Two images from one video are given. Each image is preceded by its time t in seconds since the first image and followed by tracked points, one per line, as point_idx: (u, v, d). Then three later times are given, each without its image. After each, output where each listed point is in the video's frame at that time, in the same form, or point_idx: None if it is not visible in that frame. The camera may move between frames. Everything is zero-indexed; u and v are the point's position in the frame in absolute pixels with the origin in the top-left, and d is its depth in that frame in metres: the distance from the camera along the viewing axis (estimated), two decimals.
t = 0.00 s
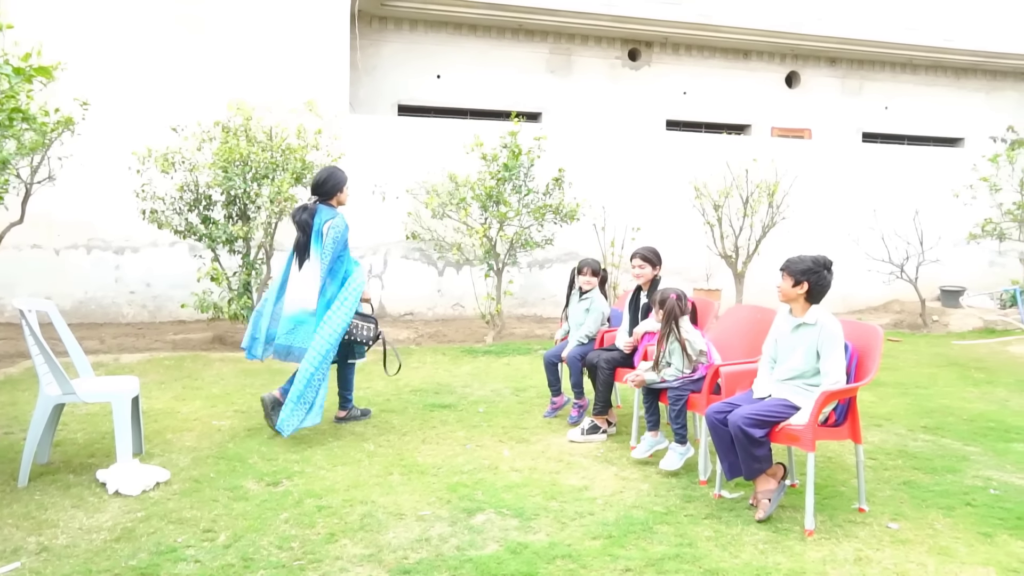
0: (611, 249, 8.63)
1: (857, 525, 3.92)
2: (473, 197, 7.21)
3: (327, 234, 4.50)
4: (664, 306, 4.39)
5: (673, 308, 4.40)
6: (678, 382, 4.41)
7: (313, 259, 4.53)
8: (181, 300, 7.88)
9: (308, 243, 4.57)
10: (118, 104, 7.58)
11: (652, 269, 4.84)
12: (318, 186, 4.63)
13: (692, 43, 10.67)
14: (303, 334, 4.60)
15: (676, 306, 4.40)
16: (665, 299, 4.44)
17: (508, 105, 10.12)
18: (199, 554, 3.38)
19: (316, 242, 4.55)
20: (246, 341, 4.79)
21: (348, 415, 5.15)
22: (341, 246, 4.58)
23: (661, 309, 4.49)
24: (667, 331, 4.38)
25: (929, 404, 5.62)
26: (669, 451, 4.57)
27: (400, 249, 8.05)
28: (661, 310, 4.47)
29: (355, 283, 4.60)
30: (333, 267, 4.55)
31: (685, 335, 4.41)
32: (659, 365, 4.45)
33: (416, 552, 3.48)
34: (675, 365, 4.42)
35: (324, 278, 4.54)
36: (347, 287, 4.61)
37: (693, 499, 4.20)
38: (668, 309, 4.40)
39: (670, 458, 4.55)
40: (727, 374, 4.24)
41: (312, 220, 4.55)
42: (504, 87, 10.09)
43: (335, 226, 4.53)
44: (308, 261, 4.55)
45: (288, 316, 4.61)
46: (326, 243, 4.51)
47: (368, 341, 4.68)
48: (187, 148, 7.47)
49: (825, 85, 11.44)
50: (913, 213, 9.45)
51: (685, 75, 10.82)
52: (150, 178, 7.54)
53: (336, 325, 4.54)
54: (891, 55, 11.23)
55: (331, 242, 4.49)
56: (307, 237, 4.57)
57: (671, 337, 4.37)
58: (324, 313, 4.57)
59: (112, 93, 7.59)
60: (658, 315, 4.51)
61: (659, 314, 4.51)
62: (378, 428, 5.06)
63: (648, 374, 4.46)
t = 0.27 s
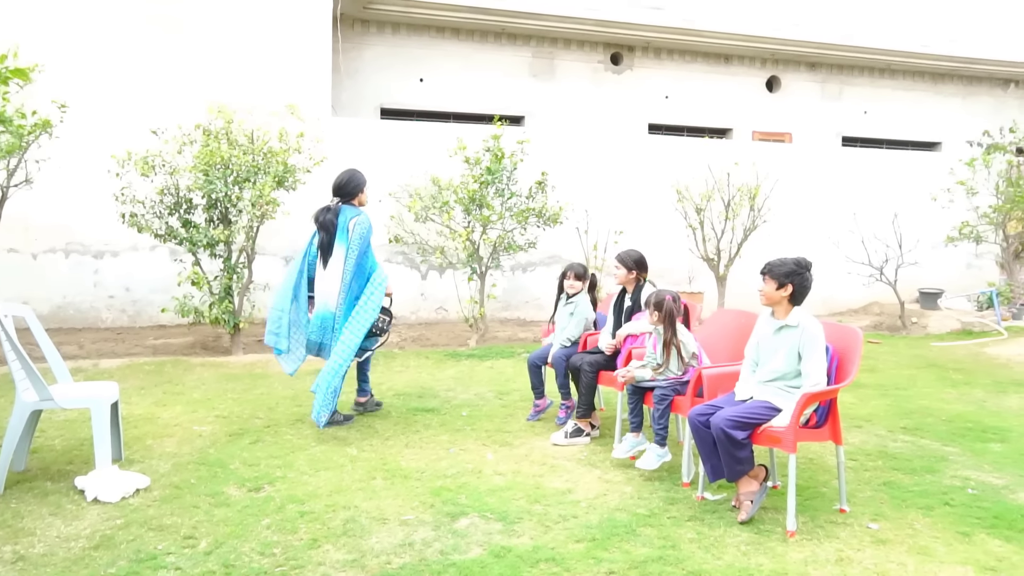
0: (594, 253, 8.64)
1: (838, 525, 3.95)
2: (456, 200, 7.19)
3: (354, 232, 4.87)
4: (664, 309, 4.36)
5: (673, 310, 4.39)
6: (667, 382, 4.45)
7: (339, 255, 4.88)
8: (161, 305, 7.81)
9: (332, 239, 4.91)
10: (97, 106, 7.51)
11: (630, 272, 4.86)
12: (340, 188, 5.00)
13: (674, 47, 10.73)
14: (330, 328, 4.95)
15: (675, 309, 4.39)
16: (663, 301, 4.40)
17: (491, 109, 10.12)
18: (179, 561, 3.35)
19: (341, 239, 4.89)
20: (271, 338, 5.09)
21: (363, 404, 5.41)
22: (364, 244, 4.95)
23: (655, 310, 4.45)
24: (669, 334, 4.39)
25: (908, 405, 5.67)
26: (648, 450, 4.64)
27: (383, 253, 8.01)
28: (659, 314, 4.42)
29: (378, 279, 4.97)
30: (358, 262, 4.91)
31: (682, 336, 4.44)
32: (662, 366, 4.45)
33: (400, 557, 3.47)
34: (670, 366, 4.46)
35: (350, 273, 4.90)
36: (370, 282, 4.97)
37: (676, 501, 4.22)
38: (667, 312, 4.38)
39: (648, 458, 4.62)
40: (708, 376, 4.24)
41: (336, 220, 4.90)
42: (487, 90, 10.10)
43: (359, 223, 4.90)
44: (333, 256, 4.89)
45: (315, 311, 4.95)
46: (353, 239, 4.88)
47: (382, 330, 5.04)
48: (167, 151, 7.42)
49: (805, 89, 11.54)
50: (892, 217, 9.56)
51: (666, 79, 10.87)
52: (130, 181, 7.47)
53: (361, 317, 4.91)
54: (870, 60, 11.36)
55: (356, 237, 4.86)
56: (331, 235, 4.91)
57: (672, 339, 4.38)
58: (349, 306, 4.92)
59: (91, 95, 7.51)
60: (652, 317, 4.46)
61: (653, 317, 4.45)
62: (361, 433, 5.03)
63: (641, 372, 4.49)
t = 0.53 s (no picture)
0: (573, 256, 8.66)
1: (815, 526, 3.99)
2: (435, 204, 7.17)
3: (375, 239, 5.02)
4: (636, 315, 4.38)
5: (645, 316, 4.41)
6: (641, 387, 4.47)
7: (360, 262, 5.05)
8: (136, 310, 7.71)
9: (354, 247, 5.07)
10: (70, 109, 7.42)
11: (614, 275, 4.87)
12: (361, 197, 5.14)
13: (652, 52, 10.79)
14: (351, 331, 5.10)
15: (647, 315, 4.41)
16: (635, 306, 4.41)
17: (470, 112, 10.12)
18: (155, 569, 3.31)
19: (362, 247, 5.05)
20: (286, 338, 5.31)
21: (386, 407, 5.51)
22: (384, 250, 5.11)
23: (626, 316, 4.46)
24: (641, 339, 4.41)
25: (883, 406, 5.74)
26: (631, 455, 4.61)
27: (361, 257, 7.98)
28: (630, 319, 4.44)
29: (399, 283, 5.17)
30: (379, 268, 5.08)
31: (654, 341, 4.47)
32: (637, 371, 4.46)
33: (378, 562, 3.45)
34: (643, 372, 4.47)
35: (372, 279, 5.06)
36: (391, 286, 5.18)
37: (655, 503, 4.23)
38: (639, 317, 4.40)
39: (632, 463, 4.59)
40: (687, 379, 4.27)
41: (360, 228, 5.05)
42: (465, 94, 10.09)
43: (380, 232, 5.04)
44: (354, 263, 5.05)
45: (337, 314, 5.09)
46: (374, 247, 5.02)
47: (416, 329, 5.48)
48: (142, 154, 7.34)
49: (781, 94, 11.65)
50: (866, 220, 9.68)
51: (644, 84, 10.93)
52: (104, 185, 7.38)
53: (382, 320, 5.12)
54: (845, 65, 11.50)
55: (377, 246, 5.01)
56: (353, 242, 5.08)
57: (645, 344, 4.40)
58: (371, 309, 5.11)
59: (64, 98, 7.42)
60: (624, 322, 4.47)
61: (625, 322, 4.47)
62: (340, 438, 5.00)
63: (616, 378, 4.49)
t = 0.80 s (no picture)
0: (552, 259, 8.68)
1: (793, 526, 4.03)
2: (415, 206, 7.14)
3: (377, 237, 5.14)
4: (605, 320, 4.40)
5: (615, 321, 4.42)
6: (618, 391, 4.48)
7: (368, 260, 5.19)
8: (111, 314, 7.61)
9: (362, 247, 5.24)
10: (43, 110, 7.33)
11: (595, 278, 4.87)
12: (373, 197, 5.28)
13: (630, 55, 10.84)
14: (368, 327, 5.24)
15: (617, 320, 4.42)
16: (605, 312, 4.44)
17: (449, 115, 10.11)
18: None
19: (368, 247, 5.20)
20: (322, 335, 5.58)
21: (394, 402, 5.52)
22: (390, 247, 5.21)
23: (599, 321, 4.49)
24: (612, 344, 4.41)
25: (858, 407, 5.80)
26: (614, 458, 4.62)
27: (341, 260, 7.95)
28: (601, 324, 4.46)
29: (407, 278, 5.22)
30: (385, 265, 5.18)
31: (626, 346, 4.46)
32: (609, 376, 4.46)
33: (358, 567, 3.43)
34: (616, 376, 4.46)
35: (378, 277, 5.17)
36: (402, 281, 5.25)
37: (635, 505, 4.25)
38: (609, 322, 4.41)
39: (615, 465, 4.61)
40: (665, 381, 4.31)
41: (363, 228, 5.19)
42: (444, 97, 10.08)
43: (383, 231, 5.15)
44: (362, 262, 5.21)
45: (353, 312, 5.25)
46: (377, 246, 5.15)
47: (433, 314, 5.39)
48: (117, 157, 7.25)
49: (758, 98, 11.76)
50: (842, 223, 9.81)
51: (623, 87, 10.98)
52: (78, 188, 7.29)
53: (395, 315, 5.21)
54: (820, 70, 11.63)
55: (380, 245, 5.12)
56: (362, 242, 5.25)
57: (616, 349, 4.40)
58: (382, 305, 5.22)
59: (36, 99, 7.32)
60: (596, 327, 4.50)
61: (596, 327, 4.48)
62: (318, 442, 4.96)
63: (592, 384, 4.48)
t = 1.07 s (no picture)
0: (531, 262, 8.69)
1: (770, 527, 4.06)
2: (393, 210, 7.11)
3: (382, 244, 5.20)
4: (590, 321, 4.36)
5: (599, 321, 4.38)
6: (599, 392, 4.48)
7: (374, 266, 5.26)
8: (84, 319, 7.52)
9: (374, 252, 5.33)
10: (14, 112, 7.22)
11: (574, 282, 4.88)
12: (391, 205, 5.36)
13: (608, 59, 10.89)
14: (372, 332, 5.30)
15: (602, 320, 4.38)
16: (590, 312, 4.39)
17: (428, 118, 10.10)
18: None
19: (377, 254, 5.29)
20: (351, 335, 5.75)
21: (415, 404, 5.73)
22: (395, 253, 5.21)
23: (584, 320, 4.45)
24: (596, 345, 4.40)
25: (834, 408, 5.86)
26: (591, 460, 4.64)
27: (318, 263, 7.90)
28: (586, 324, 4.43)
29: (407, 284, 5.18)
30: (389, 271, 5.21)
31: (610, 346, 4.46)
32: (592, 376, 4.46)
33: (336, 573, 3.41)
34: (598, 377, 4.47)
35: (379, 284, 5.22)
36: (404, 287, 5.23)
37: (614, 507, 4.27)
38: (594, 323, 4.38)
39: (592, 468, 4.62)
40: (643, 383, 4.33)
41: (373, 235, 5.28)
42: (423, 99, 10.06)
43: (386, 239, 5.18)
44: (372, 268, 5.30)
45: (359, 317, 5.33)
46: (381, 253, 5.20)
47: (433, 320, 5.41)
48: (90, 159, 7.16)
49: (735, 101, 11.86)
50: (817, 226, 9.92)
51: (601, 90, 11.02)
52: (50, 190, 7.19)
53: (396, 322, 5.20)
54: (796, 74, 11.77)
55: (383, 252, 5.17)
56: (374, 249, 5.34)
57: (599, 350, 4.40)
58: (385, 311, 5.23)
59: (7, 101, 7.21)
60: (581, 326, 4.47)
61: (582, 327, 4.46)
62: (296, 446, 4.92)
63: (573, 385, 4.52)
